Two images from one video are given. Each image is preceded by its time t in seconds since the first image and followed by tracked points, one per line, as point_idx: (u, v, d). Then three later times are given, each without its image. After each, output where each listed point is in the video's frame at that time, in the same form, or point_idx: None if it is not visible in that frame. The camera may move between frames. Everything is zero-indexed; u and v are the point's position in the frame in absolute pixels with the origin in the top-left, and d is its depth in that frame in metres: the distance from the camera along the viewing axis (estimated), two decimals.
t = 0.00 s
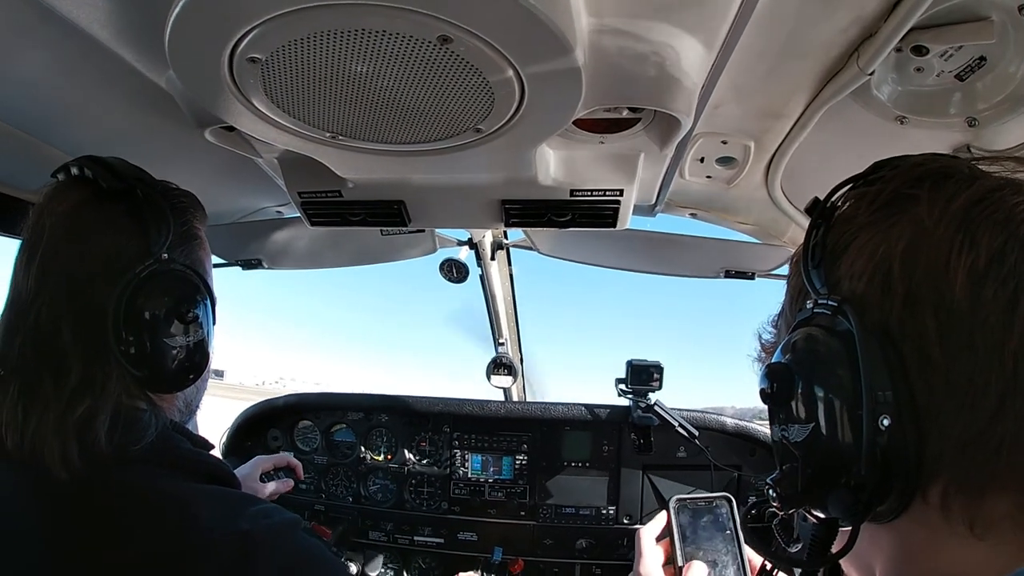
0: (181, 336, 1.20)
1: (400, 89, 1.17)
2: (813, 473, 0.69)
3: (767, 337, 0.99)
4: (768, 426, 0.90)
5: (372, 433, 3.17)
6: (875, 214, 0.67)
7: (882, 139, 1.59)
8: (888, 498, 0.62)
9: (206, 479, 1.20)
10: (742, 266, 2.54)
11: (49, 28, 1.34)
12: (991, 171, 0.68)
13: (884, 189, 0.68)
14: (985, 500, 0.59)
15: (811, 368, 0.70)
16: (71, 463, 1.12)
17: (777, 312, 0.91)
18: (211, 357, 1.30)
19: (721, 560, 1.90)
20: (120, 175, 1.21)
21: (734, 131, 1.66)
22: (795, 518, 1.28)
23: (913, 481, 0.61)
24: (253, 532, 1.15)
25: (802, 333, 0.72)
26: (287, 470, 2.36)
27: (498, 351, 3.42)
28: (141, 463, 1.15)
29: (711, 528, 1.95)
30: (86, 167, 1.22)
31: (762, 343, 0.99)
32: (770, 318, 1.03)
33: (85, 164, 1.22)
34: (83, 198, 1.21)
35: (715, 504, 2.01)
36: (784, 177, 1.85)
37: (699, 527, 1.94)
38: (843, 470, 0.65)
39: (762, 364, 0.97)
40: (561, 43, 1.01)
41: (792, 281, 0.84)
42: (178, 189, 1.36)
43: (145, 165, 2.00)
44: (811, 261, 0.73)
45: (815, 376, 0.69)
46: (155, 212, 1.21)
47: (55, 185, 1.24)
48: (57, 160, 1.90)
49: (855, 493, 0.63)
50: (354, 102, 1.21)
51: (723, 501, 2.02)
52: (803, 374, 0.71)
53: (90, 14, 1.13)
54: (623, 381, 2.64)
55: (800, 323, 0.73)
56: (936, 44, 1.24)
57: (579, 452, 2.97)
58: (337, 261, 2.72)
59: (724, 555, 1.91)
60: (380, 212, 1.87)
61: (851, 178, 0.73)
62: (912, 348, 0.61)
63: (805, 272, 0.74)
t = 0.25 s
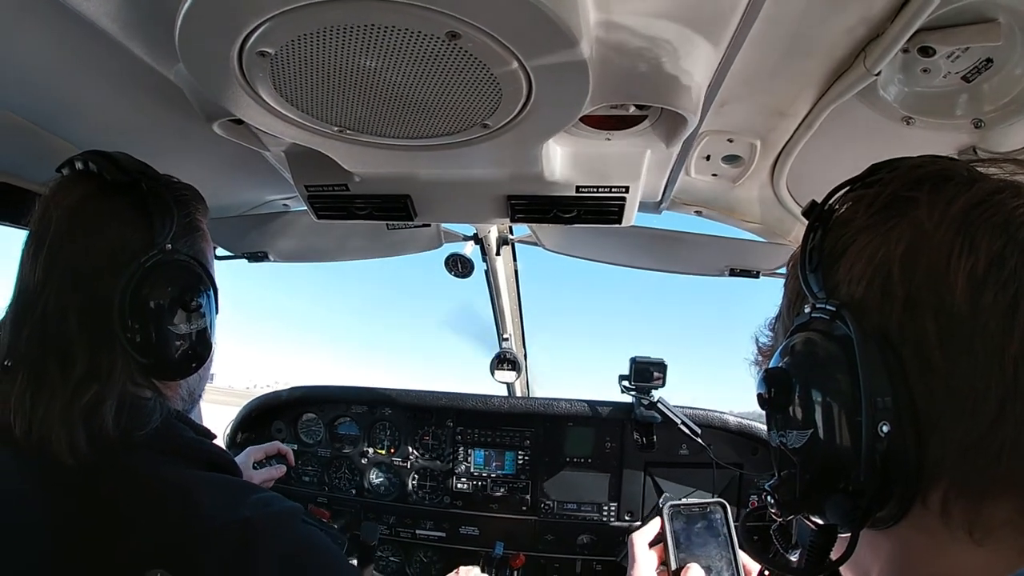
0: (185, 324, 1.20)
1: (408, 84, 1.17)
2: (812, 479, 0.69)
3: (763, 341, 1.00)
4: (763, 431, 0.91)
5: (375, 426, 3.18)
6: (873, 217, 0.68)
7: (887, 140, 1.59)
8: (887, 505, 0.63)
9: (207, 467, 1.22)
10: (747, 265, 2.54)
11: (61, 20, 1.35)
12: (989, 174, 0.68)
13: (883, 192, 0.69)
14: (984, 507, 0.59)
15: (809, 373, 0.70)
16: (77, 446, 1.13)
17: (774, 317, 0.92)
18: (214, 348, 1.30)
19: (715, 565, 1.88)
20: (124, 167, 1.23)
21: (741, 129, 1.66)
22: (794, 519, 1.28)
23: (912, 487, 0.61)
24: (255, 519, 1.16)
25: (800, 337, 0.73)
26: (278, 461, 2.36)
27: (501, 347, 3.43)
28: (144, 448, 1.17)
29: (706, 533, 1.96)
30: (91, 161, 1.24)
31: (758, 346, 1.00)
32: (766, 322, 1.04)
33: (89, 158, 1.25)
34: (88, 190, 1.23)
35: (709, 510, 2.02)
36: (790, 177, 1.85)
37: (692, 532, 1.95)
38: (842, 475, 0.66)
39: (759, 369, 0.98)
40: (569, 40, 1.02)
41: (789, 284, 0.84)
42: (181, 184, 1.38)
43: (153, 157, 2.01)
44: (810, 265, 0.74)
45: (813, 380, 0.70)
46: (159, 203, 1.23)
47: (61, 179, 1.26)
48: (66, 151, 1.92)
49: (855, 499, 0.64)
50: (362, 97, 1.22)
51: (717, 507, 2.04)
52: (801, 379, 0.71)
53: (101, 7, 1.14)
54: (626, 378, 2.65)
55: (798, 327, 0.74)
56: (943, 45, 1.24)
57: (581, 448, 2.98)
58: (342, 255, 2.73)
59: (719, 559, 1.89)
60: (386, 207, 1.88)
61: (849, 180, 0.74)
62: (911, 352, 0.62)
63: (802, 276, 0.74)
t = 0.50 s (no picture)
0: (186, 329, 1.20)
1: (410, 86, 1.17)
2: (826, 476, 0.69)
3: (779, 339, 1.00)
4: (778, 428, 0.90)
5: (377, 430, 3.18)
6: (891, 217, 0.67)
7: (890, 142, 1.59)
8: (900, 503, 0.63)
9: (207, 467, 1.22)
10: (749, 267, 2.54)
11: (63, 23, 1.35)
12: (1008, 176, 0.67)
13: (901, 192, 0.68)
14: (995, 507, 0.59)
15: (823, 371, 0.70)
16: (82, 448, 1.13)
17: (789, 314, 0.92)
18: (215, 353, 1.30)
19: (729, 560, 1.88)
20: (124, 173, 1.24)
21: (743, 132, 1.65)
22: (802, 521, 1.28)
23: (925, 485, 0.61)
24: (255, 518, 1.17)
25: (816, 335, 0.73)
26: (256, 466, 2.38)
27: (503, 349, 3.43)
28: (146, 450, 1.17)
29: (719, 528, 1.96)
30: (92, 167, 1.24)
31: (773, 345, 1.00)
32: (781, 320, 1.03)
33: (89, 164, 1.25)
34: (88, 197, 1.22)
35: (723, 506, 2.00)
36: (792, 179, 1.85)
37: (706, 527, 1.95)
38: (856, 473, 0.65)
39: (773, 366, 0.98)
40: (570, 42, 1.02)
41: (805, 283, 0.84)
42: (180, 188, 1.38)
43: (155, 160, 2.01)
44: (826, 263, 0.73)
45: (827, 378, 0.69)
46: (159, 208, 1.23)
47: (61, 185, 1.26)
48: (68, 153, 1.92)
49: (867, 496, 0.64)
50: (364, 99, 1.22)
51: (732, 501, 2.02)
52: (815, 377, 0.71)
53: (103, 9, 1.15)
54: (628, 381, 2.64)
55: (814, 325, 0.74)
56: (944, 46, 1.23)
57: (583, 451, 2.97)
58: (344, 258, 2.73)
59: (732, 555, 1.89)
60: (388, 210, 1.88)
61: (868, 180, 0.74)
62: (928, 352, 0.61)
63: (820, 274, 0.74)
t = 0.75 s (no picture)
0: (185, 342, 1.21)
1: (409, 94, 1.17)
2: (837, 474, 0.69)
3: (790, 338, 0.99)
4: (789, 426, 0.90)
5: (378, 439, 3.17)
6: (904, 216, 0.67)
7: (890, 145, 1.59)
8: (911, 501, 0.63)
9: (207, 480, 1.21)
10: (750, 273, 2.53)
11: (63, 33, 1.35)
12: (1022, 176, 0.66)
13: (914, 191, 0.68)
14: (1006, 508, 0.58)
15: (836, 370, 0.70)
16: (79, 461, 1.13)
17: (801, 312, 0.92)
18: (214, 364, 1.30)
19: (736, 565, 1.88)
20: (123, 185, 1.24)
21: (742, 137, 1.65)
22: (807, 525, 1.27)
23: (936, 484, 0.61)
24: (254, 533, 1.15)
25: (829, 333, 0.73)
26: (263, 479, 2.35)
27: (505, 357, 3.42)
28: (143, 463, 1.16)
29: (726, 534, 1.94)
30: (91, 178, 1.24)
31: (785, 342, 0.99)
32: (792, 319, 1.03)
33: (89, 174, 1.25)
34: (87, 209, 1.23)
35: (730, 511, 1.99)
36: (793, 184, 1.85)
37: (713, 533, 1.93)
38: (868, 472, 0.66)
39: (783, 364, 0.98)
40: (568, 47, 1.02)
41: (818, 282, 0.84)
42: (180, 200, 1.38)
43: (156, 170, 2.02)
44: (839, 262, 0.73)
45: (840, 377, 0.70)
46: (157, 219, 1.23)
47: (60, 197, 1.26)
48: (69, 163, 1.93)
49: (879, 495, 0.64)
50: (364, 108, 1.22)
51: (738, 507, 2.00)
52: (829, 376, 0.71)
53: (102, 19, 1.15)
54: (631, 388, 2.63)
55: (826, 323, 0.74)
56: (943, 49, 1.23)
57: (586, 459, 2.96)
58: (344, 266, 2.73)
59: (739, 560, 1.89)
60: (389, 218, 1.88)
61: (881, 179, 0.74)
62: (940, 351, 0.61)
63: (833, 272, 0.74)
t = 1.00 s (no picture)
0: (192, 347, 1.21)
1: (409, 97, 1.17)
2: (835, 475, 0.69)
3: (786, 338, 0.99)
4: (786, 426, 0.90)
5: (380, 441, 3.17)
6: (898, 214, 0.67)
7: (892, 146, 1.58)
8: (909, 501, 0.62)
9: (214, 486, 1.24)
10: (752, 274, 2.53)
11: (62, 36, 1.35)
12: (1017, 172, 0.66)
13: (908, 189, 0.67)
14: (1005, 507, 0.57)
15: (832, 370, 0.70)
16: (85, 471, 1.13)
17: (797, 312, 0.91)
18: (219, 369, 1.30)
19: (739, 561, 1.88)
20: (129, 185, 1.23)
21: (744, 138, 1.65)
22: (809, 527, 1.27)
23: (933, 484, 0.60)
24: (262, 540, 1.15)
25: (824, 334, 0.73)
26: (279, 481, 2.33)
27: (507, 359, 3.42)
28: (152, 474, 1.17)
29: (731, 531, 1.93)
30: (96, 178, 1.23)
31: (782, 342, 0.99)
32: (789, 319, 1.03)
33: (95, 175, 1.24)
34: (93, 209, 1.23)
35: (733, 506, 1.99)
36: (794, 185, 1.84)
37: (717, 529, 1.92)
38: (865, 472, 0.65)
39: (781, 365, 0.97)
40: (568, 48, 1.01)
41: (814, 282, 0.84)
42: (189, 202, 1.38)
43: (156, 172, 2.02)
44: (834, 261, 0.73)
45: (836, 377, 0.69)
46: (164, 220, 1.23)
47: (64, 197, 1.25)
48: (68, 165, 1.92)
49: (875, 495, 0.64)
50: (364, 110, 1.22)
51: (742, 502, 2.01)
52: (826, 377, 0.71)
53: (100, 22, 1.15)
54: (632, 390, 2.63)
55: (822, 323, 0.74)
56: (945, 49, 1.23)
57: (588, 461, 2.95)
58: (345, 268, 2.72)
59: (743, 557, 1.89)
60: (390, 220, 1.88)
61: (876, 177, 0.74)
62: (936, 351, 0.60)
63: (828, 272, 0.74)
